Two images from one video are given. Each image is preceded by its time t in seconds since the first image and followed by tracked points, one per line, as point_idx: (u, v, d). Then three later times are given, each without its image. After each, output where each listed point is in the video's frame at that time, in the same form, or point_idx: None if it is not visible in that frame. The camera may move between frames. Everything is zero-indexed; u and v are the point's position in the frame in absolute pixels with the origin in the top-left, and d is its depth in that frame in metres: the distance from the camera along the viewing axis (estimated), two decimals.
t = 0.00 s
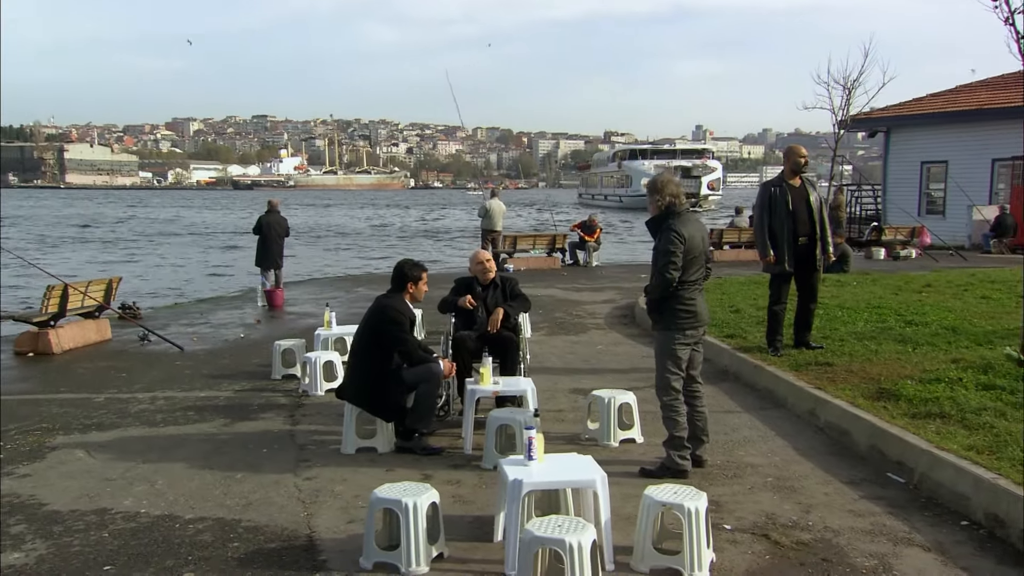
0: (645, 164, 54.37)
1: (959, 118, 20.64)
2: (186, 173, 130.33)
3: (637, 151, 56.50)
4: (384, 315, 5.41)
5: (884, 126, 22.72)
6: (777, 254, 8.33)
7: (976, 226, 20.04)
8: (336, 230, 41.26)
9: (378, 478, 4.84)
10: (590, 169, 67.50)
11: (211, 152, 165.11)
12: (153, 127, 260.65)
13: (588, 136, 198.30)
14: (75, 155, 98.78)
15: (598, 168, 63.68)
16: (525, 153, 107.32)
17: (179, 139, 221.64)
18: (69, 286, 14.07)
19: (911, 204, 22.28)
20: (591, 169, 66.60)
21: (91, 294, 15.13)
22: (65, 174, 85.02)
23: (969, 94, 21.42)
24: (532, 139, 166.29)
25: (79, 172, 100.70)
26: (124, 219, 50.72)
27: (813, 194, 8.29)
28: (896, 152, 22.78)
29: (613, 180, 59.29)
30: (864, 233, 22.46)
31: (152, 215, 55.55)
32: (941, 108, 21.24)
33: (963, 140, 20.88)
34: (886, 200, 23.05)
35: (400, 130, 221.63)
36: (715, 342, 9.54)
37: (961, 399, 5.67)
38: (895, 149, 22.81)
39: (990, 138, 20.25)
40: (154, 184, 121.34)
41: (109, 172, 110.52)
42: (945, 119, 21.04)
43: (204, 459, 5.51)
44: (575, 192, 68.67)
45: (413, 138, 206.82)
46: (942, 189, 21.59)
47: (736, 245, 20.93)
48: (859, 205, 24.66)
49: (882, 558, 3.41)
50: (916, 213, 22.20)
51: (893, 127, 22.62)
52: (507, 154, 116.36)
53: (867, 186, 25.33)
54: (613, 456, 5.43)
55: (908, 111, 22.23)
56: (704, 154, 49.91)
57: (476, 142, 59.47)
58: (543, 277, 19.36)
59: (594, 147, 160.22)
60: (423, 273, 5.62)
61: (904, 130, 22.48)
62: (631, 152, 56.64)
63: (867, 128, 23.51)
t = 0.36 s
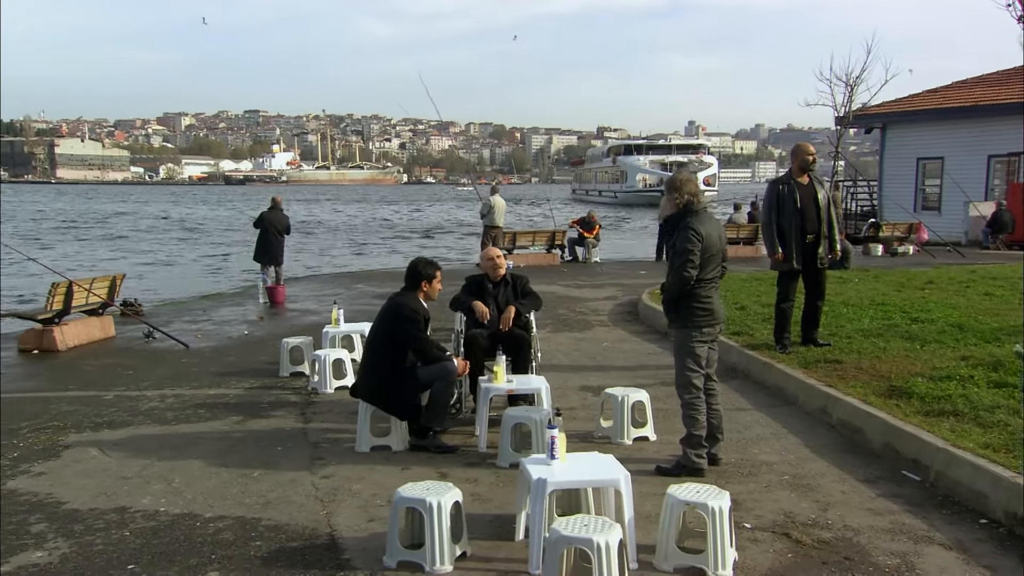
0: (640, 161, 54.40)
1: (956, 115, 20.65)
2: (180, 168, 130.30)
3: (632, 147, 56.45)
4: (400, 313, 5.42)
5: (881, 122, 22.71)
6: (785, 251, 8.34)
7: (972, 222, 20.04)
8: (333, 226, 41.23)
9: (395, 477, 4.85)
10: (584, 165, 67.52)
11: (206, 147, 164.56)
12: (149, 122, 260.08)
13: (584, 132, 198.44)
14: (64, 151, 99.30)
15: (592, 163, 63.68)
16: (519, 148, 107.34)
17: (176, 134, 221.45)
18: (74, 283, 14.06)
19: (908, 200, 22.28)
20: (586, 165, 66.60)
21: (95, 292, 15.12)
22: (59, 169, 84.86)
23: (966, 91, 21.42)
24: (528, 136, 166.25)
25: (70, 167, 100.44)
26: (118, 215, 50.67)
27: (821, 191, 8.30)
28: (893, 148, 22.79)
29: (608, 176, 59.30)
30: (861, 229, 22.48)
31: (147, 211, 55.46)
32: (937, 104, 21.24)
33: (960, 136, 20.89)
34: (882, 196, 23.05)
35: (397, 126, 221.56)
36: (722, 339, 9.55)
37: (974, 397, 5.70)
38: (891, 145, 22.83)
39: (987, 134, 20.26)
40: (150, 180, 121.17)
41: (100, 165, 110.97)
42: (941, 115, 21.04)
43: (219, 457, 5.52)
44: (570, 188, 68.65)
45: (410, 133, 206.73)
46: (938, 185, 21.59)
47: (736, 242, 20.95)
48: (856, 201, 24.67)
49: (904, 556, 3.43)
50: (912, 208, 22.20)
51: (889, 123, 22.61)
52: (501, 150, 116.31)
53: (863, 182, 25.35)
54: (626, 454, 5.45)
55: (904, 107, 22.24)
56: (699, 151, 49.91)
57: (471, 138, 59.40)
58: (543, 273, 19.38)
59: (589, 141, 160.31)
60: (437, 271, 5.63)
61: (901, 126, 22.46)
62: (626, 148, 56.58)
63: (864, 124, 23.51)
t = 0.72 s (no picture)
0: (634, 155, 54.38)
1: (951, 110, 20.65)
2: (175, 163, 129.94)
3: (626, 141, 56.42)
4: (414, 310, 5.44)
5: (875, 117, 22.70)
6: (793, 248, 8.35)
7: (968, 217, 20.05)
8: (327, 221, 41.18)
9: (411, 474, 4.87)
10: (578, 159, 67.48)
11: (199, 141, 164.08)
12: (145, 117, 259.46)
13: (580, 126, 198.00)
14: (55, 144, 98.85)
15: (585, 157, 63.61)
16: (510, 142, 107.29)
17: (170, 129, 220.75)
18: (79, 279, 14.06)
19: (903, 195, 22.29)
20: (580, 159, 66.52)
21: (98, 287, 15.11)
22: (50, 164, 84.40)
23: (961, 86, 21.44)
24: (522, 131, 166.02)
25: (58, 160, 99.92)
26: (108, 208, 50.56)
27: (828, 187, 8.31)
28: (887, 143, 22.81)
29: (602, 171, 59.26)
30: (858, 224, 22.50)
31: (139, 204, 55.33)
32: (933, 100, 21.25)
33: (955, 131, 20.89)
34: (877, 190, 23.06)
35: (392, 121, 221.21)
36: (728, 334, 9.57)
37: (985, 393, 5.73)
38: (885, 140, 22.84)
39: (982, 129, 20.28)
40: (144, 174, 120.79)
41: (91, 159, 110.60)
42: (936, 110, 21.04)
43: (233, 454, 5.53)
44: (562, 182, 68.58)
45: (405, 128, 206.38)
46: (933, 180, 21.60)
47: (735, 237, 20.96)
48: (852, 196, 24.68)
49: (924, 552, 3.45)
50: (907, 203, 22.22)
51: (884, 118, 22.61)
52: (495, 144, 116.11)
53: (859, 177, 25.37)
54: (639, 450, 5.48)
55: (900, 102, 22.24)
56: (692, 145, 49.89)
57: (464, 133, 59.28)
58: (542, 269, 19.39)
59: (583, 136, 160.31)
60: (450, 268, 5.63)
61: (896, 121, 22.45)
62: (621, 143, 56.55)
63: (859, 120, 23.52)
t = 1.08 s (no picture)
0: (625, 150, 54.38)
1: (940, 106, 20.72)
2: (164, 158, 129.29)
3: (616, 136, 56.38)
4: (422, 308, 5.44)
5: (865, 112, 22.74)
6: (794, 245, 8.40)
7: (957, 212, 20.15)
8: (318, 216, 40.98)
9: (422, 472, 4.89)
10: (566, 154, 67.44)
11: (187, 136, 163.23)
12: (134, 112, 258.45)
13: (570, 121, 197.97)
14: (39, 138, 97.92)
15: (574, 152, 63.52)
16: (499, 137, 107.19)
17: (159, 123, 219.71)
18: (76, 276, 14.01)
19: (892, 190, 22.36)
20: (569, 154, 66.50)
21: (96, 284, 15.06)
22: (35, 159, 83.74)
23: (950, 82, 21.51)
24: (512, 126, 165.88)
25: (44, 155, 98.74)
26: (95, 204, 50.17)
27: (828, 184, 8.34)
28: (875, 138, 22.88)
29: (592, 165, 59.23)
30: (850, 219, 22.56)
31: (126, 200, 54.91)
32: (923, 95, 21.30)
33: (944, 126, 20.96)
34: (866, 186, 23.13)
35: (383, 115, 220.95)
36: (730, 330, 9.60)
37: (989, 389, 5.77)
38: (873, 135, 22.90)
39: (971, 125, 20.34)
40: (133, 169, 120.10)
41: (76, 154, 109.80)
42: (926, 106, 21.10)
43: (242, 452, 5.54)
44: (551, 177, 68.48)
45: (397, 123, 206.03)
46: (922, 175, 21.68)
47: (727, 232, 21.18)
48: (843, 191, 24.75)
49: (937, 548, 3.49)
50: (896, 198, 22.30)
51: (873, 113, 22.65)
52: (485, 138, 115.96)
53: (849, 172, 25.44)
54: (647, 447, 5.51)
55: (890, 98, 22.27)
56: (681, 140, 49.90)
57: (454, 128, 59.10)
58: (536, 264, 19.41)
59: (573, 130, 160.06)
60: (458, 266, 5.64)
61: (885, 116, 22.51)
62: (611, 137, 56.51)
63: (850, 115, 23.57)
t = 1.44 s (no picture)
0: (612, 145, 54.46)
1: (926, 102, 20.83)
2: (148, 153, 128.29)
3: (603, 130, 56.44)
4: (427, 307, 5.46)
5: (851, 108, 22.85)
6: (792, 244, 8.45)
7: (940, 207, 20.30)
8: (306, 211, 40.83)
9: (430, 470, 4.92)
10: (550, 149, 67.48)
11: (172, 130, 162.15)
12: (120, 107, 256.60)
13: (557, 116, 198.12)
14: (20, 132, 96.77)
15: (560, 146, 63.54)
16: (486, 131, 107.03)
17: (145, 118, 218.25)
18: (71, 273, 13.94)
19: (879, 186, 22.48)
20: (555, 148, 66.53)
21: (91, 281, 14.99)
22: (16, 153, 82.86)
23: (935, 78, 21.63)
24: (500, 120, 165.78)
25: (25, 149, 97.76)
26: (78, 199, 49.72)
27: (826, 183, 8.38)
28: (862, 134, 23.00)
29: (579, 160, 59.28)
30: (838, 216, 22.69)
31: (111, 196, 54.58)
32: (908, 92, 21.43)
33: (929, 122, 21.10)
34: (852, 181, 23.25)
35: (370, 110, 220.39)
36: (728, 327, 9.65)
37: (987, 386, 5.84)
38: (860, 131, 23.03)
39: (956, 122, 20.47)
40: (118, 164, 119.15)
41: (58, 149, 108.67)
42: (912, 102, 21.22)
43: (248, 451, 5.55)
44: (536, 172, 68.41)
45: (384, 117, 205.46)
46: (908, 171, 21.81)
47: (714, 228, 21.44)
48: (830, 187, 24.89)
49: (945, 545, 3.54)
50: (883, 194, 22.43)
51: (860, 109, 22.77)
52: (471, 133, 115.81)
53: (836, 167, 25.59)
54: (651, 444, 5.56)
55: (875, 94, 22.39)
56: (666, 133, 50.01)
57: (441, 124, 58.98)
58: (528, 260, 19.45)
59: (560, 125, 160.15)
60: (463, 265, 5.66)
61: (871, 112, 22.62)
62: (597, 132, 56.58)
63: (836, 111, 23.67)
